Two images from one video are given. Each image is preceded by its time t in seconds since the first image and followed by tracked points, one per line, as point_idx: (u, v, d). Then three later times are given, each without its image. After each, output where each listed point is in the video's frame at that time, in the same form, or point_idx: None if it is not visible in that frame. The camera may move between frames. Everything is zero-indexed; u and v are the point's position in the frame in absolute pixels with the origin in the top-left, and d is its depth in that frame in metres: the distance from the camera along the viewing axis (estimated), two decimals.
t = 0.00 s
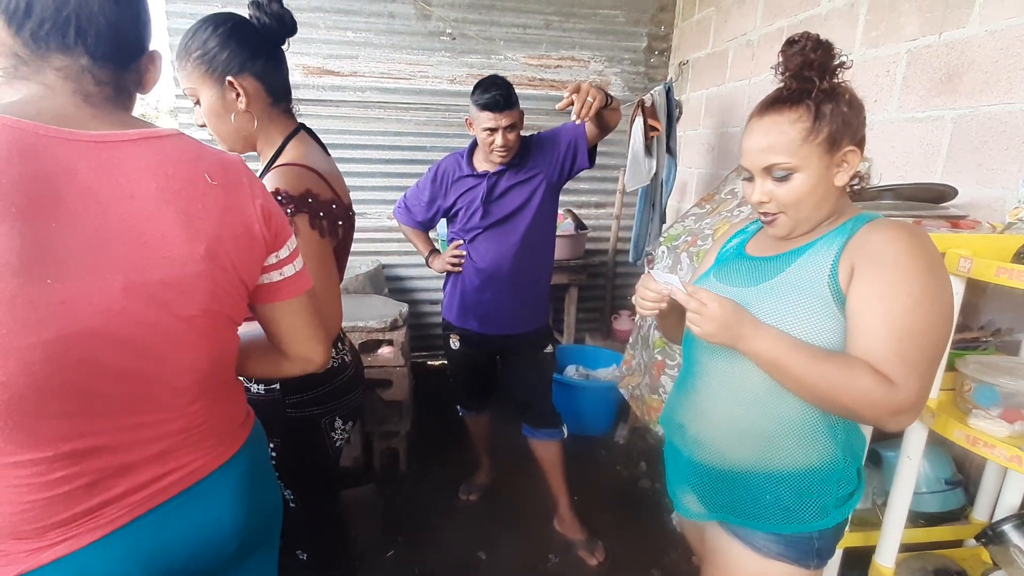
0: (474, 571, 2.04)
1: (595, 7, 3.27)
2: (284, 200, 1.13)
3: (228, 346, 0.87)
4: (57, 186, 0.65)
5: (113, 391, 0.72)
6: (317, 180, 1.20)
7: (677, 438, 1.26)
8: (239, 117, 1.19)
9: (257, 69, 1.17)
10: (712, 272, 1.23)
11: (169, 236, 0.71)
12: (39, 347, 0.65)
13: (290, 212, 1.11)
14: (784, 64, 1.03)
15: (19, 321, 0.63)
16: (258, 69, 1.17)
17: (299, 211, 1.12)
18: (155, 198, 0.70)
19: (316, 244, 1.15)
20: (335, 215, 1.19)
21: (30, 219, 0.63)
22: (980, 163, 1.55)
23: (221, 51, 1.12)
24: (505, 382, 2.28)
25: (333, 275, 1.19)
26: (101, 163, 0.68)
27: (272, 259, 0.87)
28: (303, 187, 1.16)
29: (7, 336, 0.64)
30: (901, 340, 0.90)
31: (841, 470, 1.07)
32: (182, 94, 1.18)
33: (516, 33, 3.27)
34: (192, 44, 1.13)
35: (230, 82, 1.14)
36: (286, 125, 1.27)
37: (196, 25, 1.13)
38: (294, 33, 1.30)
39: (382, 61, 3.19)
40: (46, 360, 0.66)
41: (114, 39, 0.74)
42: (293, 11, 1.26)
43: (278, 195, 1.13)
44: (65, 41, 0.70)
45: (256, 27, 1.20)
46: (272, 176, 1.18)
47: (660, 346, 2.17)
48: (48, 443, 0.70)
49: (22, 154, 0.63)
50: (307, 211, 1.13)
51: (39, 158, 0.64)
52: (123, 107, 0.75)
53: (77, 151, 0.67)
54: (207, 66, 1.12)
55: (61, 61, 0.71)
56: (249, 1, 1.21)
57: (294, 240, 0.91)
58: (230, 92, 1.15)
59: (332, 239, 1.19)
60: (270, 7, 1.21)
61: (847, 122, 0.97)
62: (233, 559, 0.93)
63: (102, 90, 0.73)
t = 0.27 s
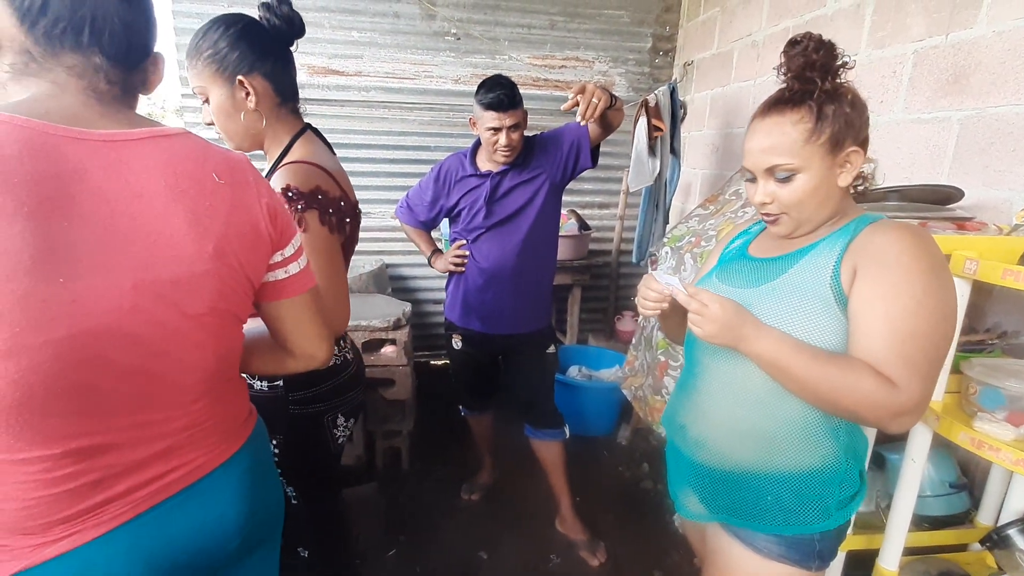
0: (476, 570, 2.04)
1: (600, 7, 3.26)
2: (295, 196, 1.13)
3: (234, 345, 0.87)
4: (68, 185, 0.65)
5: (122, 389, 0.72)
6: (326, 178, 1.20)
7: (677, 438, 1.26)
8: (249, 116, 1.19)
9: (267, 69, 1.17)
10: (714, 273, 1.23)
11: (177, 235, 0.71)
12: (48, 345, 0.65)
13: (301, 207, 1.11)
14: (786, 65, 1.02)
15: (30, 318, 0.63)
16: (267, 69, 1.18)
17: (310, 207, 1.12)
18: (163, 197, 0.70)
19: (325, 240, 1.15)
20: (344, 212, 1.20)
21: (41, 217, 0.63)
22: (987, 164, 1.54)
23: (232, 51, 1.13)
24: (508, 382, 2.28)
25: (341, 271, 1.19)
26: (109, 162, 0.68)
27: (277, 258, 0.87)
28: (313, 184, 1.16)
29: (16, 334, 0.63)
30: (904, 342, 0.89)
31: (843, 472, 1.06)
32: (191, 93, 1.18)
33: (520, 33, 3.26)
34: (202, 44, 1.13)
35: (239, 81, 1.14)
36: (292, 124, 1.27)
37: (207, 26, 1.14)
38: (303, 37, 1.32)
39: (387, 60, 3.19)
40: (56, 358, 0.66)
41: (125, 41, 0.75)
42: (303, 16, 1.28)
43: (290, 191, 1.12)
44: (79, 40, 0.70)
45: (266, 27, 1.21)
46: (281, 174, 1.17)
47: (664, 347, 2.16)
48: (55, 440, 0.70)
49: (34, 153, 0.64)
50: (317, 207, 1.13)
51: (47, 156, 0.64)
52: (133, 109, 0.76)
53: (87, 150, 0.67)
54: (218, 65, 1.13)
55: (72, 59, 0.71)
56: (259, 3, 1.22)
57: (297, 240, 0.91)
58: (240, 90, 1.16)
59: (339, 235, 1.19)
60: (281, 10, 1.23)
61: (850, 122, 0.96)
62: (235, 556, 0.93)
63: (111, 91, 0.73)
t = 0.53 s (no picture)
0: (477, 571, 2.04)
1: (603, 7, 3.26)
2: (305, 195, 1.12)
3: (236, 344, 0.86)
4: (74, 184, 0.65)
5: (126, 388, 0.72)
6: (333, 178, 1.20)
7: (678, 440, 1.25)
8: (252, 116, 1.19)
9: (271, 69, 1.17)
10: (715, 274, 1.22)
11: (182, 234, 0.71)
12: (53, 345, 0.64)
13: (311, 206, 1.11)
14: (787, 66, 1.02)
15: (34, 317, 0.63)
16: (271, 69, 1.18)
17: (320, 206, 1.12)
18: (168, 197, 0.70)
19: (334, 239, 1.15)
20: (351, 211, 1.19)
21: (46, 216, 0.63)
22: (991, 166, 1.53)
23: (236, 51, 1.13)
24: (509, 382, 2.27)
25: (349, 267, 1.19)
26: (113, 161, 0.67)
27: (279, 257, 0.87)
28: (322, 183, 1.16)
29: (20, 333, 0.63)
30: (905, 344, 0.88)
31: (844, 475, 1.06)
32: (193, 92, 1.18)
33: (523, 34, 3.26)
34: (206, 43, 1.13)
35: (244, 80, 1.14)
36: (294, 124, 1.27)
37: (210, 25, 1.14)
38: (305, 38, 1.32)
39: (390, 60, 3.19)
40: (60, 357, 0.65)
41: (127, 43, 0.75)
42: (306, 18, 1.28)
43: (299, 190, 1.12)
44: (82, 41, 0.70)
45: (269, 27, 1.21)
46: (287, 175, 1.17)
47: (665, 348, 2.15)
48: (59, 439, 0.69)
49: (39, 153, 0.63)
50: (327, 205, 1.13)
51: (52, 155, 0.64)
52: (135, 110, 0.76)
53: (91, 150, 0.66)
54: (222, 65, 1.12)
55: (75, 60, 0.71)
56: (263, 3, 1.22)
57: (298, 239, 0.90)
58: (244, 90, 1.16)
59: (348, 233, 1.19)
60: (285, 10, 1.23)
61: (851, 123, 0.95)
62: (236, 555, 0.93)
63: (114, 91, 0.73)
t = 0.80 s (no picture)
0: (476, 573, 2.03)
1: (603, 9, 3.25)
2: (302, 199, 1.12)
3: (231, 348, 0.86)
4: (67, 189, 0.64)
5: (120, 394, 0.72)
6: (330, 181, 1.20)
7: (676, 443, 1.25)
8: (249, 118, 1.19)
9: (267, 72, 1.17)
10: (713, 277, 1.22)
11: (176, 239, 0.71)
12: (46, 350, 0.64)
13: (309, 210, 1.10)
14: (783, 70, 1.01)
15: (26, 323, 0.62)
16: (267, 72, 1.17)
17: (318, 209, 1.12)
18: (162, 201, 0.70)
19: (331, 242, 1.14)
20: (348, 214, 1.19)
21: (39, 222, 0.62)
22: (992, 168, 1.53)
23: (232, 54, 1.12)
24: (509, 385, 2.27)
25: (346, 267, 1.18)
26: (107, 165, 0.67)
27: (274, 261, 0.86)
28: (319, 187, 1.16)
29: (13, 339, 0.63)
30: (904, 347, 0.88)
31: (844, 479, 1.05)
32: (189, 95, 1.18)
33: (523, 35, 3.26)
34: (202, 46, 1.12)
35: (240, 84, 1.14)
36: (291, 126, 1.27)
37: (205, 28, 1.13)
38: (300, 38, 1.31)
39: (390, 62, 3.19)
40: (53, 363, 0.65)
41: (124, 48, 0.74)
42: (301, 18, 1.28)
43: (297, 194, 1.11)
44: (79, 47, 0.70)
45: (265, 29, 1.20)
46: (283, 178, 1.16)
47: (665, 350, 2.15)
48: (51, 445, 0.69)
49: (32, 157, 0.63)
50: (324, 209, 1.12)
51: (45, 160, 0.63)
52: (130, 114, 0.75)
53: (84, 155, 0.66)
54: (218, 68, 1.12)
55: (71, 65, 0.70)
56: (258, 5, 1.21)
57: (293, 243, 0.90)
58: (240, 93, 1.15)
59: (345, 236, 1.19)
60: (279, 12, 1.22)
61: (848, 127, 0.95)
62: (231, 561, 0.92)
63: (109, 96, 0.73)
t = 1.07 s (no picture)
0: None
1: (603, 10, 3.25)
2: (295, 201, 1.11)
3: (227, 351, 0.85)
4: (62, 192, 0.64)
5: (116, 398, 0.71)
6: (327, 184, 1.19)
7: (677, 446, 1.24)
8: (248, 121, 1.18)
9: (266, 74, 1.17)
10: (714, 279, 1.21)
11: (172, 242, 0.70)
12: (41, 355, 0.64)
13: (300, 213, 1.10)
14: (782, 72, 1.01)
15: (22, 328, 0.62)
16: (266, 74, 1.17)
17: (310, 212, 1.11)
18: (157, 204, 0.69)
19: (326, 245, 1.14)
20: (344, 216, 1.19)
21: (34, 226, 0.62)
22: (993, 170, 1.52)
23: (230, 56, 1.12)
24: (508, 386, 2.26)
25: (339, 276, 1.18)
26: (102, 168, 0.67)
27: (270, 263, 0.86)
28: (314, 189, 1.15)
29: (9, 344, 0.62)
30: (905, 348, 0.87)
31: (846, 482, 1.04)
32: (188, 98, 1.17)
33: (523, 36, 3.26)
34: (201, 49, 1.12)
35: (239, 85, 1.13)
36: (291, 128, 1.26)
37: (204, 30, 1.13)
38: (301, 37, 1.30)
39: (389, 63, 3.19)
40: (48, 367, 0.64)
41: (118, 51, 0.74)
42: (301, 16, 1.26)
43: (289, 196, 1.11)
44: (72, 48, 0.70)
45: (264, 31, 1.20)
46: (281, 178, 1.16)
47: (665, 351, 2.14)
48: (47, 450, 0.69)
49: (27, 161, 0.62)
50: (317, 212, 1.12)
51: (40, 163, 0.63)
52: (124, 116, 0.75)
53: (79, 157, 0.66)
54: (216, 71, 1.12)
55: (64, 67, 0.70)
56: (257, 6, 1.19)
57: (288, 246, 0.89)
58: (239, 95, 1.15)
59: (339, 240, 1.18)
60: (279, 13, 1.21)
61: (847, 130, 0.94)
62: (229, 564, 0.92)
63: (102, 97, 0.72)
